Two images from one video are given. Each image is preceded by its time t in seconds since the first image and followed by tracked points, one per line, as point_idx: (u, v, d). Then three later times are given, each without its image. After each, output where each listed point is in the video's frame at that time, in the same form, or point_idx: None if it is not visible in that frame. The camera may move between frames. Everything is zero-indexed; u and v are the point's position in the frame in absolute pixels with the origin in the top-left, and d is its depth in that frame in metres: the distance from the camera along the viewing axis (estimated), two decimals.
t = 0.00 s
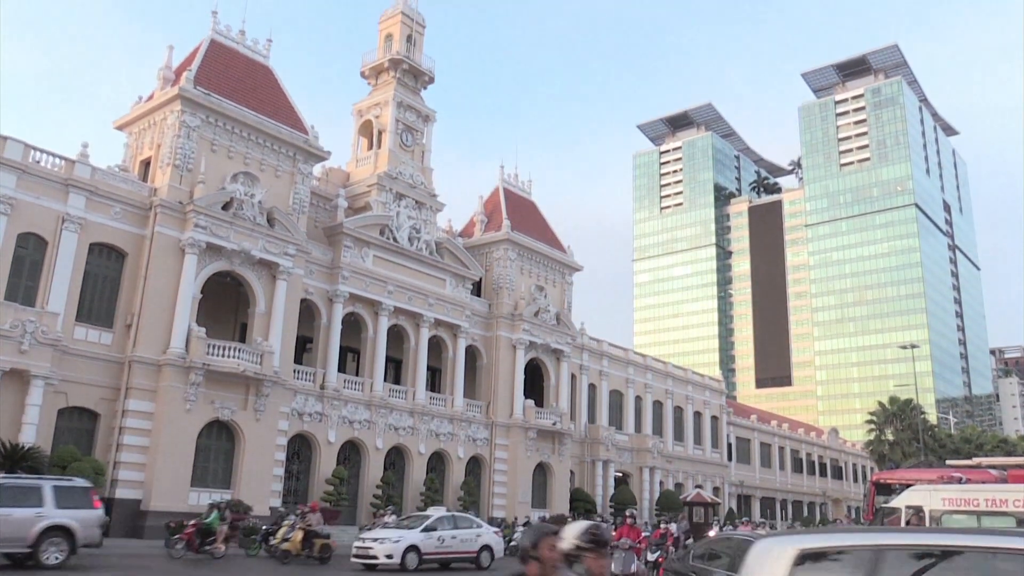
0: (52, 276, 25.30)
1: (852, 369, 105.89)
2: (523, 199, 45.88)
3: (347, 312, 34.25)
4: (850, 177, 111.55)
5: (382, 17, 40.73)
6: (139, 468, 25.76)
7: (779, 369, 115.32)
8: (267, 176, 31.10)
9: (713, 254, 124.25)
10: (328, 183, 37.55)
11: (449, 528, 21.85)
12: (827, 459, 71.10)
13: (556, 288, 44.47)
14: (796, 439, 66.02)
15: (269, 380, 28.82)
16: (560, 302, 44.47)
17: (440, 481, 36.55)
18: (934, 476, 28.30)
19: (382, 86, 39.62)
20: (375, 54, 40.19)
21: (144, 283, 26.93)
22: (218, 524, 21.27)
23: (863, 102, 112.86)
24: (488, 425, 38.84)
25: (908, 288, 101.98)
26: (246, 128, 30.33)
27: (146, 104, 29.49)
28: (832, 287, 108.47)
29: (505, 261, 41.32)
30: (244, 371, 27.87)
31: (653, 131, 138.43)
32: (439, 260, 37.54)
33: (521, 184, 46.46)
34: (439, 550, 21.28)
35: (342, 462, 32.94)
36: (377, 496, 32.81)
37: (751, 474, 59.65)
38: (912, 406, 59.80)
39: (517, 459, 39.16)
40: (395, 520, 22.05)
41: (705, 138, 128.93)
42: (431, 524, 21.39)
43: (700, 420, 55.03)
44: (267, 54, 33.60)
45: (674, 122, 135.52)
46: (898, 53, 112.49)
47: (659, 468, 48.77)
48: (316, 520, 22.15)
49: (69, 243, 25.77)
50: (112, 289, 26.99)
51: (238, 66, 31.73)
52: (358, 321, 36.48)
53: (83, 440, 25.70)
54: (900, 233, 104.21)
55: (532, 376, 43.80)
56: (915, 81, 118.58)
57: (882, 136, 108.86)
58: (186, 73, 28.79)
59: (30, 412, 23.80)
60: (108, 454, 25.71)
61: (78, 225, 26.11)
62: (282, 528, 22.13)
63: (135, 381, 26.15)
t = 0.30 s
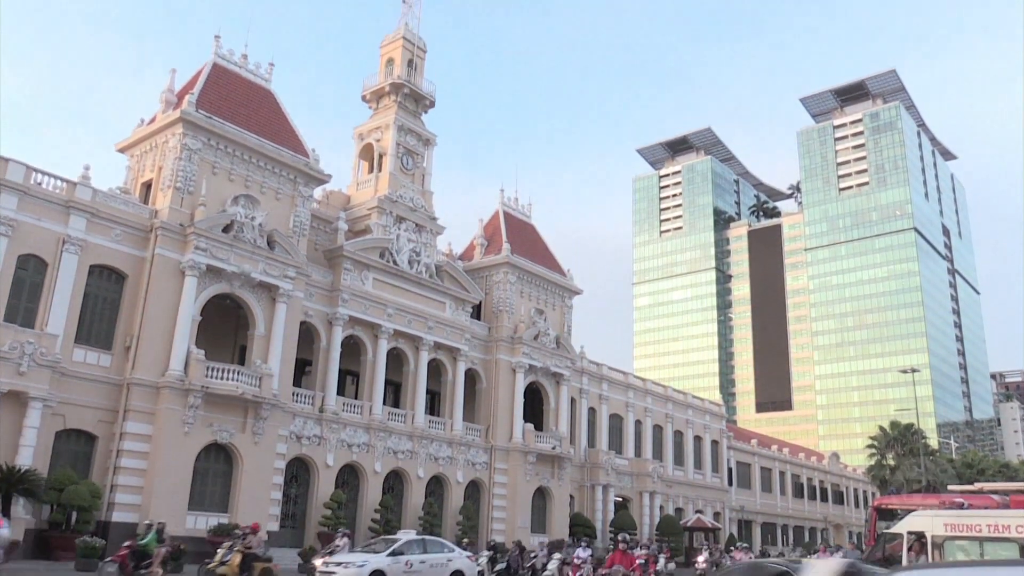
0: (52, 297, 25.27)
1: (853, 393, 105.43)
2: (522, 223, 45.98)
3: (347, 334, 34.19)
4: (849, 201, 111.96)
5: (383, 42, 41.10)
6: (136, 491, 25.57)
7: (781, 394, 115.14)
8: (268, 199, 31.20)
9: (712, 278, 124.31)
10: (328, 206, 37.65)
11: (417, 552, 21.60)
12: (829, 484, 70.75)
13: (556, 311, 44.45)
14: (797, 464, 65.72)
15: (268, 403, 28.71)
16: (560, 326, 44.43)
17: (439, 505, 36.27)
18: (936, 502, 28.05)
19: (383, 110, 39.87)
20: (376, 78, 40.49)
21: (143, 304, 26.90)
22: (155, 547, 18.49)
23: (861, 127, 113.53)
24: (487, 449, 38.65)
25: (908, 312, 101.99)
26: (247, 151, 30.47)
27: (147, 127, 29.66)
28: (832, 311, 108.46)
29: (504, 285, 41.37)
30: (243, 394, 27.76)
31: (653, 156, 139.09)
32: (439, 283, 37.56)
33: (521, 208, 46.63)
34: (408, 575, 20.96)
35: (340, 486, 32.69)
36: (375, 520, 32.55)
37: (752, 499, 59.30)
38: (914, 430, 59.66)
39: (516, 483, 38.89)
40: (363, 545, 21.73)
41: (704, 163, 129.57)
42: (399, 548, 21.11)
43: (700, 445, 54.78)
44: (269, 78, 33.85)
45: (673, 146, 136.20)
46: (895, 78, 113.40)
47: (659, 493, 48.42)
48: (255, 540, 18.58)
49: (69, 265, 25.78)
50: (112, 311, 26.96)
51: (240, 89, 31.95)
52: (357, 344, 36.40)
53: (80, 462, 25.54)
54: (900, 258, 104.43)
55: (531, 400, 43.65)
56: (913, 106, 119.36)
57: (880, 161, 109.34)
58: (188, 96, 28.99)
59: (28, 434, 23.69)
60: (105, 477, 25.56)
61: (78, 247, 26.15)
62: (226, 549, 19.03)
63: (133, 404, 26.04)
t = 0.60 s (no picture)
0: (52, 316, 25.24)
1: (854, 414, 105.01)
2: (522, 243, 46.08)
3: (346, 354, 34.14)
4: (849, 222, 112.20)
5: (383, 63, 41.46)
6: (133, 511, 25.40)
7: (781, 415, 114.75)
8: (268, 218, 31.28)
9: (713, 298, 124.63)
10: (329, 225, 37.74)
11: (389, 573, 21.30)
12: (830, 506, 70.37)
13: (556, 331, 44.44)
14: (797, 485, 65.43)
15: (267, 422, 28.60)
16: (560, 346, 44.39)
17: (437, 526, 36.04)
18: (938, 523, 27.82)
19: (384, 130, 40.10)
20: (377, 98, 40.75)
21: (143, 323, 26.89)
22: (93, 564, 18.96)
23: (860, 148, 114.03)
24: (486, 469, 38.48)
25: (909, 332, 101.90)
26: (248, 170, 30.59)
27: (149, 146, 29.80)
28: (833, 331, 108.36)
29: (504, 305, 41.39)
30: (242, 413, 27.67)
31: (653, 176, 139.60)
32: (439, 303, 37.56)
33: (521, 228, 46.76)
34: None
35: (338, 507, 32.50)
36: (374, 540, 32.33)
37: (753, 520, 58.95)
38: (915, 452, 59.43)
39: (515, 504, 38.66)
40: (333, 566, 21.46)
41: (704, 183, 130.02)
42: (368, 568, 20.83)
43: (700, 465, 54.54)
44: (270, 98, 34.05)
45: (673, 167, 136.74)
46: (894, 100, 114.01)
47: (659, 514, 48.11)
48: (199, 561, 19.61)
49: (70, 283, 25.79)
50: (111, 330, 26.93)
51: (242, 109, 32.14)
52: (356, 364, 36.34)
53: (78, 482, 25.39)
54: (900, 278, 104.50)
55: (531, 420, 43.50)
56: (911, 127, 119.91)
57: (880, 182, 109.68)
58: (190, 116, 29.15)
59: (25, 453, 23.57)
60: (102, 496, 25.40)
61: (79, 266, 26.17)
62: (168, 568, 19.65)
63: (131, 423, 25.93)
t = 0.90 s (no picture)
0: (51, 336, 25.21)
1: (855, 436, 104.49)
2: (522, 264, 46.14)
3: (345, 375, 34.06)
4: (848, 243, 112.41)
5: (384, 85, 41.75)
6: (130, 532, 25.22)
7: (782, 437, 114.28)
8: (269, 239, 31.34)
9: (713, 320, 124.90)
10: (330, 246, 37.79)
11: None
12: (831, 529, 69.88)
13: (555, 353, 44.38)
14: (798, 508, 65.03)
15: (265, 444, 28.48)
16: (560, 368, 44.30)
17: (436, 548, 35.78)
18: (940, 546, 27.57)
19: (385, 151, 40.31)
20: (378, 120, 40.99)
21: (142, 343, 26.86)
22: None
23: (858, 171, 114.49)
24: (485, 491, 38.28)
25: (909, 354, 101.71)
26: (248, 191, 30.69)
27: (151, 167, 29.93)
28: (833, 353, 108.20)
29: (504, 326, 41.38)
30: (240, 434, 27.56)
31: (653, 198, 139.98)
32: (438, 324, 37.55)
33: (521, 249, 46.85)
34: None
35: (336, 528, 32.30)
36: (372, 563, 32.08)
37: (754, 543, 58.50)
38: (917, 475, 59.08)
39: (515, 526, 38.38)
40: None
41: (704, 205, 130.41)
42: None
43: (700, 488, 54.22)
44: (271, 119, 34.22)
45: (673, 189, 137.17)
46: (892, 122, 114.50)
47: (659, 537, 47.74)
48: None
49: (69, 303, 25.79)
50: (110, 350, 26.89)
51: (244, 131, 32.33)
52: (355, 385, 36.26)
53: (75, 503, 25.24)
54: (900, 299, 104.51)
55: (531, 442, 43.34)
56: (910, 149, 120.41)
57: (879, 204, 110.04)
58: (192, 137, 29.30)
59: (23, 473, 23.47)
60: (99, 518, 25.23)
61: (79, 285, 26.18)
62: None
63: (129, 443, 25.84)
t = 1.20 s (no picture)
0: (50, 350, 25.20)
1: (856, 452, 104.12)
2: (522, 279, 46.20)
3: (345, 390, 34.00)
4: (848, 260, 112.50)
5: (385, 101, 41.98)
6: (128, 548, 25.09)
7: (782, 453, 113.96)
8: (269, 254, 31.40)
9: (713, 335, 124.80)
10: (330, 261, 37.84)
11: None
12: (832, 546, 69.49)
13: (555, 368, 44.34)
14: (799, 524, 64.73)
15: (264, 459, 28.39)
16: (560, 383, 44.25)
17: (435, 565, 35.60)
18: (942, 564, 27.42)
19: (385, 167, 40.46)
20: (379, 136, 41.16)
21: (141, 358, 26.85)
22: None
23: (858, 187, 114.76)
24: (485, 507, 38.13)
25: (910, 370, 101.55)
26: (249, 206, 30.77)
27: (152, 182, 30.02)
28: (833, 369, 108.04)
29: (503, 342, 41.37)
30: (239, 449, 27.49)
31: (653, 214, 140.19)
32: (438, 339, 37.55)
33: (521, 265, 46.92)
34: None
35: (335, 544, 32.16)
36: None
37: (755, 560, 58.18)
38: (918, 491, 58.83)
39: (514, 542, 38.17)
40: None
41: (704, 221, 130.63)
42: None
43: (701, 504, 53.98)
44: (272, 135, 34.37)
45: (673, 205, 137.38)
46: (892, 139, 114.78)
47: (660, 554, 47.48)
48: None
49: (69, 318, 25.80)
50: (110, 365, 26.87)
51: (244, 146, 32.45)
52: (355, 400, 36.20)
53: (72, 518, 25.15)
54: (901, 315, 104.48)
55: (531, 458, 43.19)
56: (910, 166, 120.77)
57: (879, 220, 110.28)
58: (193, 152, 29.41)
59: (20, 488, 23.39)
60: (97, 533, 25.11)
61: (79, 300, 26.20)
62: None
63: (127, 459, 25.76)
